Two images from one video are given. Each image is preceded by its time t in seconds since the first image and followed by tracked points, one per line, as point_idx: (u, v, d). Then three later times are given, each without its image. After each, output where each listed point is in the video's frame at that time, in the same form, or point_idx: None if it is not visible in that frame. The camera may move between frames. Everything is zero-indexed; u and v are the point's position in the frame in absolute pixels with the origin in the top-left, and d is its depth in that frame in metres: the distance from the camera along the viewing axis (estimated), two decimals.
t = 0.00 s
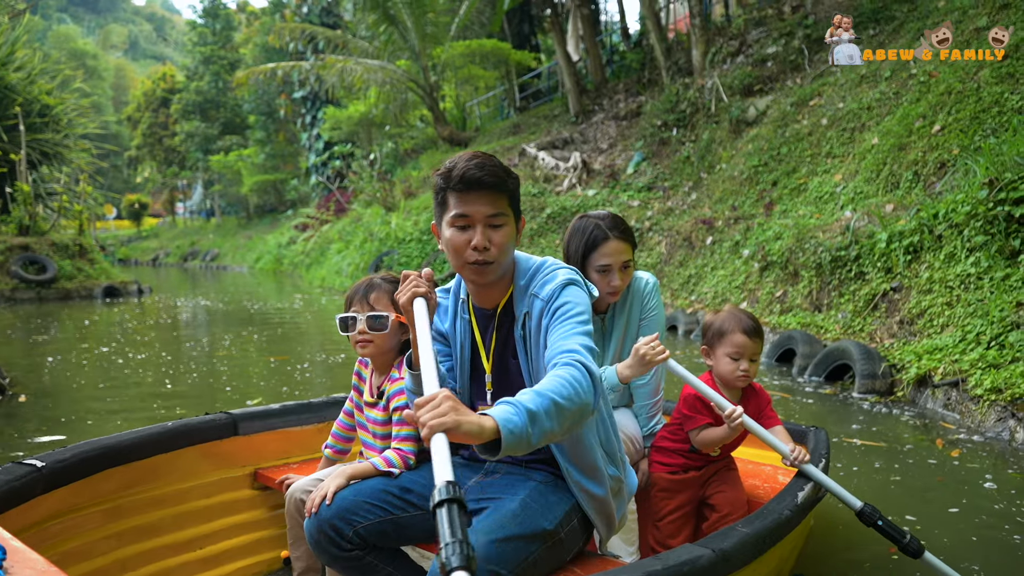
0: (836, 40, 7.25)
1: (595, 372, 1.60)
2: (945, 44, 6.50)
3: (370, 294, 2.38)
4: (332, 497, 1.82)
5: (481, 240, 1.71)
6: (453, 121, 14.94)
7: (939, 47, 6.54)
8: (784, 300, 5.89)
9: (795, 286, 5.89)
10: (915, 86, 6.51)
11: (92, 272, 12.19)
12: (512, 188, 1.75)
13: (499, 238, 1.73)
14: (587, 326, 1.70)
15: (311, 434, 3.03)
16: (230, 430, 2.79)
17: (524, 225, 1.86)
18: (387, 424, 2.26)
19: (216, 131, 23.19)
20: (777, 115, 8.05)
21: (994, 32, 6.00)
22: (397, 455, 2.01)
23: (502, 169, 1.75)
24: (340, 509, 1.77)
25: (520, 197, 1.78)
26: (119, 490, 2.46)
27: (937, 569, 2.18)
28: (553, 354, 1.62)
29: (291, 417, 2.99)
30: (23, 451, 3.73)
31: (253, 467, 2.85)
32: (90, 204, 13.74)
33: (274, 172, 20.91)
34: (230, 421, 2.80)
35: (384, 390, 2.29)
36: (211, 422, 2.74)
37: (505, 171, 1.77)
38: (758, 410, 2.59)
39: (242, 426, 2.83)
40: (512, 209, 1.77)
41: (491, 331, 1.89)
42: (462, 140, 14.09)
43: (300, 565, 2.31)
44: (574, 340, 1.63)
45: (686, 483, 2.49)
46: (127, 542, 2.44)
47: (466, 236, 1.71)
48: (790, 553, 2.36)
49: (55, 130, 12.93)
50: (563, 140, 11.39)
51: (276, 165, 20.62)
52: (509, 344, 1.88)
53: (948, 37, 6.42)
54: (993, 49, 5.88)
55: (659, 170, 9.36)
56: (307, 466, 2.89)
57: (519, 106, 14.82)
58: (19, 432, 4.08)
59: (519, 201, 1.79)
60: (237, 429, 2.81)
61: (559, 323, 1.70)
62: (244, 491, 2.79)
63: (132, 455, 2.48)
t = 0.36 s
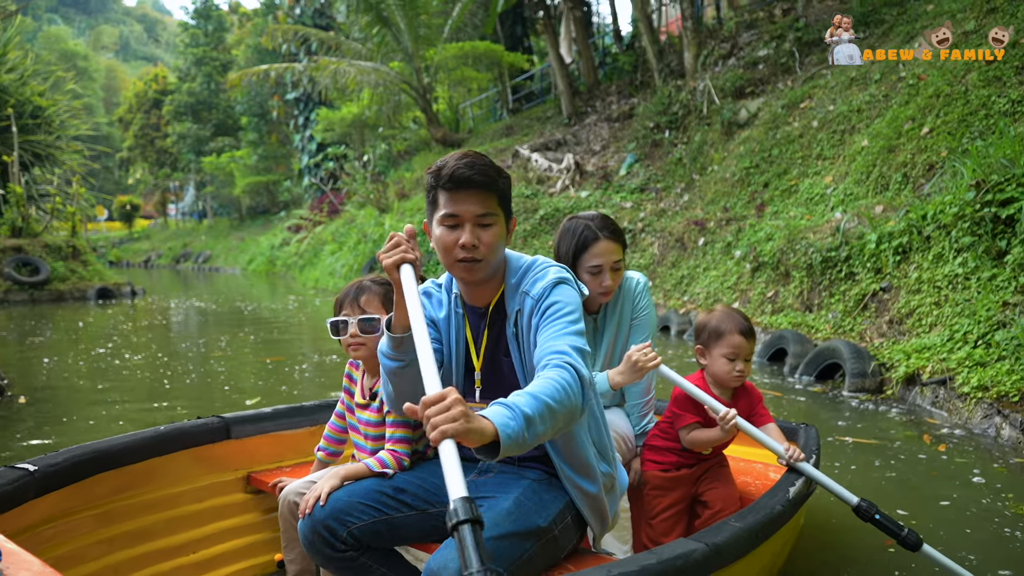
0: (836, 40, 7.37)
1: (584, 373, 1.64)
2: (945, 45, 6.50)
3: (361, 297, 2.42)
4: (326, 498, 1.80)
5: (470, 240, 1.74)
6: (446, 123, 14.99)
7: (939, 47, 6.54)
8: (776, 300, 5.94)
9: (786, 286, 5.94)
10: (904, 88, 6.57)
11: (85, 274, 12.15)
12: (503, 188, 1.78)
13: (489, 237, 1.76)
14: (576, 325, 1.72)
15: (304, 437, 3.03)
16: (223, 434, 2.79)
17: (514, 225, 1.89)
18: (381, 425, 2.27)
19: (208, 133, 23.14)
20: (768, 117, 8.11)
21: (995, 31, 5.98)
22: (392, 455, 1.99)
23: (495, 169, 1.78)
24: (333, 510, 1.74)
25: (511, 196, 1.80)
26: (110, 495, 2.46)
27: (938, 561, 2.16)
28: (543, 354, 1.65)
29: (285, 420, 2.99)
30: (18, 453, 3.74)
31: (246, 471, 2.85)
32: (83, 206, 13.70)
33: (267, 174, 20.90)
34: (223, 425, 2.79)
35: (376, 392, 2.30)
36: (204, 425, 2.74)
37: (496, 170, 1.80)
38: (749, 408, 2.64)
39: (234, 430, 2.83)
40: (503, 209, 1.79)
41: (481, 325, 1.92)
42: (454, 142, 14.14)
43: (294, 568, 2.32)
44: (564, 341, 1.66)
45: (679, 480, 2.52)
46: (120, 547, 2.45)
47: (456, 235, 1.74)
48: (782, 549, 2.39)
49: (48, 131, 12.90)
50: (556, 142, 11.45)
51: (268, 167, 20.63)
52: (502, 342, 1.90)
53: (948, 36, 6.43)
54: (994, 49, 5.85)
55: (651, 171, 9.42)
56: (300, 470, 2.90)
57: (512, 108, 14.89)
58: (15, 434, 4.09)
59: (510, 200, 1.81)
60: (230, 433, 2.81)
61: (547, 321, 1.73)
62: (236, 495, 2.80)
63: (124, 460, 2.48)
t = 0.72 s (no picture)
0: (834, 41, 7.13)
1: (574, 370, 1.67)
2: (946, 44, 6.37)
3: (342, 300, 2.43)
4: (312, 499, 1.82)
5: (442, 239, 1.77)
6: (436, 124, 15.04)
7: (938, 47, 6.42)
8: (763, 300, 6.00)
9: (773, 287, 6.00)
10: (889, 92, 6.64)
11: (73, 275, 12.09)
12: (471, 188, 1.81)
13: (455, 237, 1.79)
14: (558, 322, 1.74)
15: (290, 439, 3.06)
16: (211, 436, 2.81)
17: (488, 225, 1.92)
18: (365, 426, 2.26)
19: (197, 133, 23.06)
20: (756, 119, 8.18)
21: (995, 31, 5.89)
22: (378, 456, 2.01)
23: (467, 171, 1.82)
24: (319, 512, 1.77)
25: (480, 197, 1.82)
26: (98, 497, 2.48)
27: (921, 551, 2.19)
28: (530, 353, 1.66)
29: (272, 422, 3.02)
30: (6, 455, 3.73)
31: (234, 473, 2.88)
32: (71, 207, 13.61)
33: (256, 175, 20.85)
34: (211, 428, 2.81)
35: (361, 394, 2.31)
36: (192, 428, 2.76)
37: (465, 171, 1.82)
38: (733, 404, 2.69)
39: (222, 432, 2.85)
40: (471, 208, 1.81)
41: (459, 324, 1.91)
42: (445, 144, 14.17)
43: (282, 569, 2.34)
44: (550, 340, 1.67)
45: (664, 479, 2.57)
46: (108, 549, 2.46)
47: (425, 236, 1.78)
48: (765, 546, 2.43)
49: (36, 132, 12.81)
50: (546, 144, 11.50)
51: (258, 168, 20.60)
52: (480, 339, 1.89)
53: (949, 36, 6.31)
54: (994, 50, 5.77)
55: (640, 173, 9.48)
56: (287, 472, 2.93)
57: (502, 110, 14.96)
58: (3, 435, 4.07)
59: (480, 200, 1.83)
60: (217, 435, 2.83)
61: (530, 320, 1.74)
62: (224, 497, 2.82)
63: (113, 462, 2.50)
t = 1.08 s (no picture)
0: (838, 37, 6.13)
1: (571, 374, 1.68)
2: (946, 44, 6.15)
3: (325, 300, 2.45)
4: (298, 499, 1.83)
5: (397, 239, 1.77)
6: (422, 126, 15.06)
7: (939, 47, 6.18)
8: (746, 301, 6.07)
9: (756, 288, 6.07)
10: (870, 96, 6.75)
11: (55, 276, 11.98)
12: (417, 187, 1.78)
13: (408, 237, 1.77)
14: (547, 326, 1.74)
15: (277, 438, 3.08)
16: (198, 435, 2.82)
17: (450, 218, 1.85)
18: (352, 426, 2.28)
19: (181, 133, 22.91)
20: (740, 122, 8.27)
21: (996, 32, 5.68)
22: (364, 456, 2.02)
23: (440, 175, 1.83)
24: (305, 512, 1.78)
25: (431, 194, 1.79)
26: (85, 497, 2.49)
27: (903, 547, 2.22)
28: (525, 360, 1.66)
29: (258, 421, 3.04)
30: None
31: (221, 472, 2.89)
32: (52, 207, 13.48)
33: (241, 176, 20.76)
34: (198, 426, 2.83)
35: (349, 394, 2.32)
36: (178, 427, 2.77)
37: (411, 170, 1.79)
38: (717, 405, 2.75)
39: (209, 431, 2.86)
40: (418, 204, 1.77)
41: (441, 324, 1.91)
42: (431, 145, 14.19)
43: (268, 568, 2.36)
44: (545, 345, 1.68)
45: (649, 479, 2.61)
46: (94, 548, 2.47)
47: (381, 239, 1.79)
48: (747, 546, 2.48)
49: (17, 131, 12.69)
50: (531, 145, 11.55)
51: (242, 168, 20.52)
52: (462, 340, 1.88)
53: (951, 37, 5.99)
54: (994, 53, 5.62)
55: (626, 175, 9.55)
56: (274, 471, 2.94)
57: (488, 111, 15.00)
58: None
59: (434, 195, 1.80)
60: (204, 434, 2.85)
61: (519, 325, 1.73)
62: (211, 496, 2.83)
63: (99, 461, 2.51)
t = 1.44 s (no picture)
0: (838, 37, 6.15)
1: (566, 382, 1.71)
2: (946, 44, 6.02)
3: (309, 302, 2.49)
4: (282, 501, 1.85)
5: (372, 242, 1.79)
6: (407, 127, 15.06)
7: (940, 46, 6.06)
8: (731, 302, 6.13)
9: (740, 289, 6.13)
10: (852, 100, 6.85)
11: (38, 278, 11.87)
12: (393, 189, 1.78)
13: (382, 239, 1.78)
14: (539, 331, 1.76)
15: (263, 440, 3.09)
16: (183, 438, 2.82)
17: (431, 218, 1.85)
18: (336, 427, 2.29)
19: (164, 134, 22.75)
20: (724, 125, 8.36)
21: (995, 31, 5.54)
22: (349, 459, 2.04)
23: (420, 176, 1.83)
24: (289, 513, 1.80)
25: (406, 196, 1.79)
26: (69, 499, 2.49)
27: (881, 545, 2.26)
28: (523, 369, 1.69)
29: (244, 424, 3.04)
30: None
31: (206, 474, 2.89)
32: (34, 208, 13.35)
33: (225, 177, 20.66)
34: (183, 429, 2.83)
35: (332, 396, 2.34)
36: (164, 429, 2.77)
37: (389, 174, 1.80)
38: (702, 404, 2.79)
39: (195, 434, 2.87)
40: (393, 207, 1.78)
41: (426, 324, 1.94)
42: (417, 146, 14.20)
43: (253, 569, 2.38)
44: (540, 354, 1.71)
45: (635, 479, 2.65)
46: (78, 550, 2.47)
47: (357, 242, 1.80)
48: (730, 546, 2.52)
49: None
50: (517, 147, 11.59)
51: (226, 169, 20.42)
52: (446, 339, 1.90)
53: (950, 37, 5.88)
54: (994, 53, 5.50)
55: (611, 177, 9.61)
56: (260, 473, 2.95)
57: (473, 113, 15.04)
58: None
59: (412, 197, 1.80)
60: (190, 437, 2.85)
61: (510, 330, 1.76)
62: (197, 498, 2.83)
63: (85, 463, 2.51)
